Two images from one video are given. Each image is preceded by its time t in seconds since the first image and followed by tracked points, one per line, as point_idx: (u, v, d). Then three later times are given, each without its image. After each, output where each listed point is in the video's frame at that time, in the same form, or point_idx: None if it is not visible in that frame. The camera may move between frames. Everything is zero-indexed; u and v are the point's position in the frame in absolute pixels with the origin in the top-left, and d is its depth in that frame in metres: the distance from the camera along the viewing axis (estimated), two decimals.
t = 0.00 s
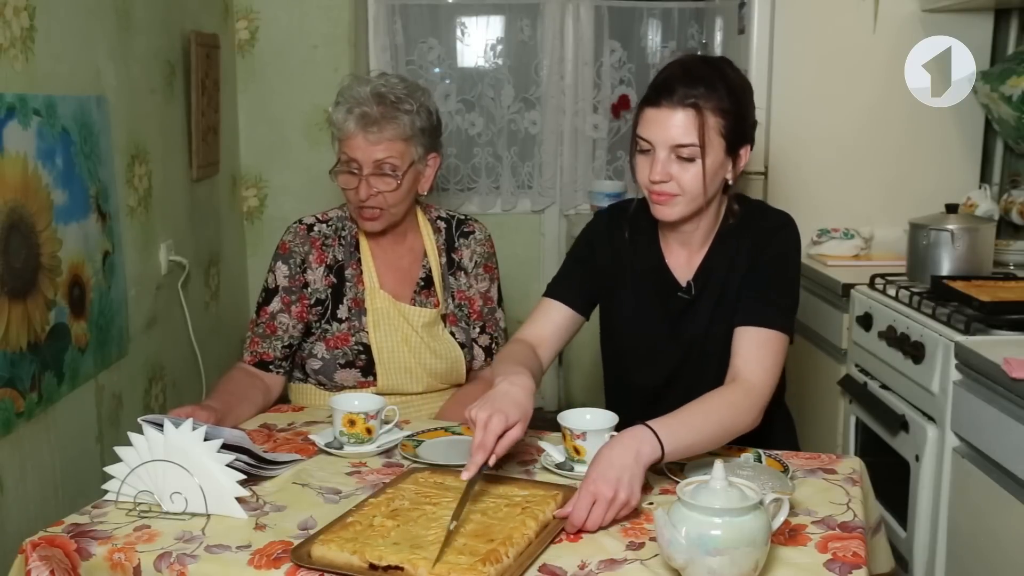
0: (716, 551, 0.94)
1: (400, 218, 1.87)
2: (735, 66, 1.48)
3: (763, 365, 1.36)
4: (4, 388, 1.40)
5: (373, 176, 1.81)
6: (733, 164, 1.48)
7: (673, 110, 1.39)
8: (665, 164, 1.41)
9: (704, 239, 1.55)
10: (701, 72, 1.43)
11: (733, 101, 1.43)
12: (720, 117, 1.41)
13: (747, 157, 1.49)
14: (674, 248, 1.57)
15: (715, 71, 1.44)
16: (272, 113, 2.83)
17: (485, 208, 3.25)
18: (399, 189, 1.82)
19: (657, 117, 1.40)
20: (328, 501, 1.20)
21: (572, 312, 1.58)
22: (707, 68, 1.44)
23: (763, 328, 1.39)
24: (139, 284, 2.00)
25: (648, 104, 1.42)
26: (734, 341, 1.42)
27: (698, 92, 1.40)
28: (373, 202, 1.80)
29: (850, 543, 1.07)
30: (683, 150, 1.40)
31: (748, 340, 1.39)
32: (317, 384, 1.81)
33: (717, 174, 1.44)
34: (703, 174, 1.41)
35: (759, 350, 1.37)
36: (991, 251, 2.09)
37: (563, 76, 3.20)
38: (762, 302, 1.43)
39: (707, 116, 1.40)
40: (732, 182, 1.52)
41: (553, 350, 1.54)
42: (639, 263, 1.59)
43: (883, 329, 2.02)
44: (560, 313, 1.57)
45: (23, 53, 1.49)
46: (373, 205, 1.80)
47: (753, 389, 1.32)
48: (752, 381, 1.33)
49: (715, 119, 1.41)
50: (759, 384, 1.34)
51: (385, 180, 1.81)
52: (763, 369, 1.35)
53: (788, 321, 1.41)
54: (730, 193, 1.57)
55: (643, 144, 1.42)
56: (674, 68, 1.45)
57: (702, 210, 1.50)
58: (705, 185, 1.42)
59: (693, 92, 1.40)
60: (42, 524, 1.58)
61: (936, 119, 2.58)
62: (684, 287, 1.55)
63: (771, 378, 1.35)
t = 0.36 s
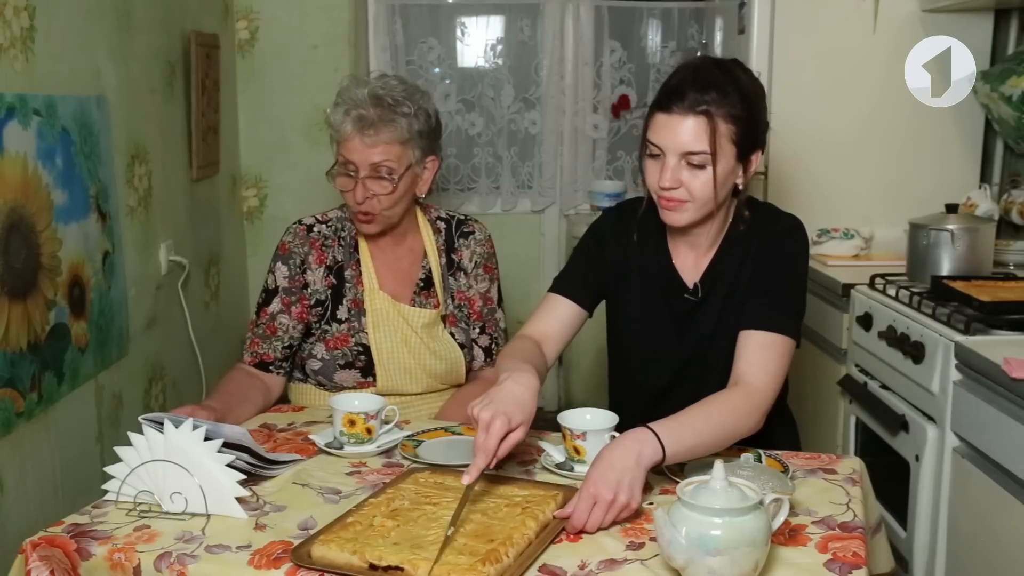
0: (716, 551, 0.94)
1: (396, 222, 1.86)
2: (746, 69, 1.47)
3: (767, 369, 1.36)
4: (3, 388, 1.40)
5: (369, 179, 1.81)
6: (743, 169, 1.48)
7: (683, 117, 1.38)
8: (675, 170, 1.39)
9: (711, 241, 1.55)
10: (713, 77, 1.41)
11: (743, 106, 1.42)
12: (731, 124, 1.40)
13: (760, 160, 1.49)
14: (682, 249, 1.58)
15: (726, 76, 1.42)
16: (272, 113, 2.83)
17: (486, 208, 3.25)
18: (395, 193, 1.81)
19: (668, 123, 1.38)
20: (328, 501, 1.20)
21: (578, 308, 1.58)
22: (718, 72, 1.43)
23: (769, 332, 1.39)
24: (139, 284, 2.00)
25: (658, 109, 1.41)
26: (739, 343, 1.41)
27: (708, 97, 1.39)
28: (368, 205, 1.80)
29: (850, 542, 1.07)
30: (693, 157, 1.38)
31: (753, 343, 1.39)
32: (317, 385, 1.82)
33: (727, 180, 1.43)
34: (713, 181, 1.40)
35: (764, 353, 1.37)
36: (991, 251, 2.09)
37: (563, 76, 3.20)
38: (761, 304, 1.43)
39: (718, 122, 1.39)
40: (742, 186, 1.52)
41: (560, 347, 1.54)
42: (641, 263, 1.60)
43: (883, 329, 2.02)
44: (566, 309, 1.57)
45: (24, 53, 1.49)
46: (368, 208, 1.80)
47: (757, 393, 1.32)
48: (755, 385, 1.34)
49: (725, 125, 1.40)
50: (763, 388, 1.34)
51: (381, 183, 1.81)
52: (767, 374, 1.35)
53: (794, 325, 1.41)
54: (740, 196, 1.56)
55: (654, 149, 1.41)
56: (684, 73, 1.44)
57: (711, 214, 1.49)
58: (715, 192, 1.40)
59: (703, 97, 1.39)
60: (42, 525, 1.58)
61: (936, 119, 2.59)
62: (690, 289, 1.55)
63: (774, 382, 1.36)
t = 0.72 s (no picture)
0: (716, 551, 0.94)
1: (399, 223, 1.87)
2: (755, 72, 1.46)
3: (770, 372, 1.36)
4: (3, 388, 1.40)
5: (371, 183, 1.81)
6: (749, 173, 1.47)
7: (687, 122, 1.38)
8: (680, 175, 1.39)
9: (715, 243, 1.55)
10: (720, 81, 1.41)
11: (750, 110, 1.41)
12: (738, 129, 1.40)
13: (766, 164, 1.49)
14: (685, 250, 1.58)
15: (734, 80, 1.42)
16: (272, 113, 2.83)
17: (485, 208, 3.25)
18: (396, 197, 1.82)
19: (674, 127, 1.39)
20: (328, 501, 1.20)
21: (581, 307, 1.57)
22: (725, 75, 1.42)
23: (773, 334, 1.39)
24: (139, 284, 2.00)
25: (663, 113, 1.41)
26: (742, 345, 1.41)
27: (714, 102, 1.39)
28: (370, 209, 1.80)
29: (850, 542, 1.07)
30: (698, 162, 1.38)
31: (756, 344, 1.39)
32: (318, 385, 1.82)
33: (732, 184, 1.43)
34: (718, 186, 1.40)
35: (766, 355, 1.37)
36: (991, 252, 2.09)
37: (563, 76, 3.20)
38: (761, 305, 1.43)
39: (723, 127, 1.39)
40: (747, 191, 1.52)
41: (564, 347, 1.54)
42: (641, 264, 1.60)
43: (883, 330, 2.02)
44: (569, 309, 1.56)
45: (24, 53, 1.49)
46: (370, 211, 1.80)
47: (759, 395, 1.32)
48: (757, 387, 1.34)
49: (732, 130, 1.40)
50: (766, 390, 1.34)
51: (383, 187, 1.81)
52: (769, 376, 1.35)
53: (798, 327, 1.41)
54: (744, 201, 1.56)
55: (658, 153, 1.41)
56: (691, 76, 1.43)
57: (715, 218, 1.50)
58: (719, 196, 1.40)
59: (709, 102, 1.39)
60: (43, 524, 1.58)
61: (936, 119, 2.59)
62: (693, 291, 1.55)
63: (777, 385, 1.35)
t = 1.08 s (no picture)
0: (716, 551, 0.94)
1: (401, 221, 1.87)
2: (759, 75, 1.45)
3: (771, 371, 1.36)
4: (3, 388, 1.40)
5: (374, 183, 1.81)
6: (751, 177, 1.47)
7: (690, 128, 1.37)
8: (683, 181, 1.39)
9: (716, 242, 1.55)
10: (724, 86, 1.40)
11: (753, 114, 1.41)
12: (741, 134, 1.39)
13: (769, 166, 1.48)
14: (687, 250, 1.57)
15: (737, 85, 1.41)
16: (272, 113, 2.83)
17: (485, 208, 3.25)
18: (400, 195, 1.83)
19: (677, 133, 1.38)
20: (328, 501, 1.20)
21: (580, 303, 1.58)
22: (729, 80, 1.41)
23: (774, 332, 1.39)
24: (139, 283, 2.00)
25: (666, 118, 1.40)
26: (742, 344, 1.41)
27: (718, 108, 1.38)
28: (375, 208, 1.81)
29: (850, 543, 1.07)
30: (702, 168, 1.38)
31: (756, 343, 1.39)
32: (318, 384, 1.82)
33: (734, 189, 1.43)
34: (721, 192, 1.39)
35: (766, 354, 1.37)
36: (991, 252, 2.09)
37: (563, 76, 3.20)
38: (761, 305, 1.43)
39: (727, 133, 1.38)
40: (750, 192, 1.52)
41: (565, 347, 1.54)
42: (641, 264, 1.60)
43: (883, 329, 2.02)
44: (571, 308, 1.57)
45: (24, 53, 1.49)
46: (375, 211, 1.81)
47: (759, 394, 1.32)
48: (757, 386, 1.34)
49: (735, 136, 1.39)
50: (766, 389, 1.34)
51: (387, 186, 1.81)
52: (770, 374, 1.35)
53: (799, 326, 1.41)
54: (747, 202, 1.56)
55: (661, 157, 1.41)
56: (695, 81, 1.42)
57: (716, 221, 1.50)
58: (722, 201, 1.40)
59: (713, 108, 1.38)
60: (43, 524, 1.58)
61: (936, 120, 2.59)
62: (695, 290, 1.55)
63: (777, 384, 1.35)
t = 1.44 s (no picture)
0: (716, 551, 0.94)
1: (401, 221, 1.87)
2: (764, 77, 1.45)
3: (771, 370, 1.36)
4: (3, 388, 1.40)
5: (374, 182, 1.81)
6: (753, 180, 1.47)
7: (694, 132, 1.37)
8: (685, 183, 1.39)
9: (717, 241, 1.55)
10: (728, 90, 1.40)
11: (757, 119, 1.40)
12: (744, 139, 1.39)
13: (772, 170, 1.48)
14: (689, 250, 1.58)
15: (741, 88, 1.41)
16: (272, 113, 2.83)
17: (486, 208, 3.25)
18: (400, 194, 1.82)
19: (680, 137, 1.38)
20: (328, 501, 1.20)
21: (585, 307, 1.58)
22: (733, 83, 1.41)
23: (774, 332, 1.39)
24: (139, 283, 2.00)
25: (669, 120, 1.40)
26: (742, 343, 1.41)
27: (721, 112, 1.38)
28: (375, 207, 1.81)
29: (850, 543, 1.07)
30: (704, 171, 1.38)
31: (757, 342, 1.39)
32: (317, 385, 1.82)
33: (737, 193, 1.43)
34: (724, 196, 1.39)
35: (766, 354, 1.37)
36: (991, 252, 2.09)
37: (563, 76, 3.20)
38: (761, 305, 1.43)
39: (730, 138, 1.38)
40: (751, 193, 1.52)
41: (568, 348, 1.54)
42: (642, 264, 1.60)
43: (883, 329, 2.02)
44: (573, 309, 1.57)
45: (24, 53, 1.49)
46: (375, 209, 1.81)
47: (758, 394, 1.32)
48: (757, 385, 1.34)
49: (738, 141, 1.39)
50: (765, 388, 1.34)
51: (386, 185, 1.81)
52: (769, 374, 1.36)
53: (799, 326, 1.41)
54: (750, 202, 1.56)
55: (664, 159, 1.41)
56: (699, 84, 1.42)
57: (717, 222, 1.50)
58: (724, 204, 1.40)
59: (716, 112, 1.38)
60: (42, 525, 1.58)
61: (936, 119, 2.59)
62: (697, 289, 1.55)
63: (777, 383, 1.36)
